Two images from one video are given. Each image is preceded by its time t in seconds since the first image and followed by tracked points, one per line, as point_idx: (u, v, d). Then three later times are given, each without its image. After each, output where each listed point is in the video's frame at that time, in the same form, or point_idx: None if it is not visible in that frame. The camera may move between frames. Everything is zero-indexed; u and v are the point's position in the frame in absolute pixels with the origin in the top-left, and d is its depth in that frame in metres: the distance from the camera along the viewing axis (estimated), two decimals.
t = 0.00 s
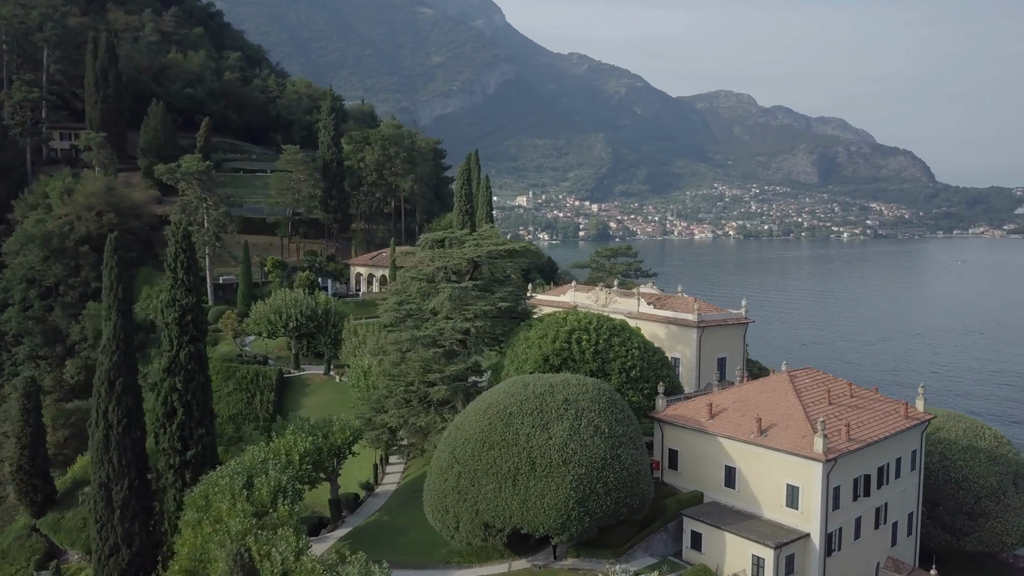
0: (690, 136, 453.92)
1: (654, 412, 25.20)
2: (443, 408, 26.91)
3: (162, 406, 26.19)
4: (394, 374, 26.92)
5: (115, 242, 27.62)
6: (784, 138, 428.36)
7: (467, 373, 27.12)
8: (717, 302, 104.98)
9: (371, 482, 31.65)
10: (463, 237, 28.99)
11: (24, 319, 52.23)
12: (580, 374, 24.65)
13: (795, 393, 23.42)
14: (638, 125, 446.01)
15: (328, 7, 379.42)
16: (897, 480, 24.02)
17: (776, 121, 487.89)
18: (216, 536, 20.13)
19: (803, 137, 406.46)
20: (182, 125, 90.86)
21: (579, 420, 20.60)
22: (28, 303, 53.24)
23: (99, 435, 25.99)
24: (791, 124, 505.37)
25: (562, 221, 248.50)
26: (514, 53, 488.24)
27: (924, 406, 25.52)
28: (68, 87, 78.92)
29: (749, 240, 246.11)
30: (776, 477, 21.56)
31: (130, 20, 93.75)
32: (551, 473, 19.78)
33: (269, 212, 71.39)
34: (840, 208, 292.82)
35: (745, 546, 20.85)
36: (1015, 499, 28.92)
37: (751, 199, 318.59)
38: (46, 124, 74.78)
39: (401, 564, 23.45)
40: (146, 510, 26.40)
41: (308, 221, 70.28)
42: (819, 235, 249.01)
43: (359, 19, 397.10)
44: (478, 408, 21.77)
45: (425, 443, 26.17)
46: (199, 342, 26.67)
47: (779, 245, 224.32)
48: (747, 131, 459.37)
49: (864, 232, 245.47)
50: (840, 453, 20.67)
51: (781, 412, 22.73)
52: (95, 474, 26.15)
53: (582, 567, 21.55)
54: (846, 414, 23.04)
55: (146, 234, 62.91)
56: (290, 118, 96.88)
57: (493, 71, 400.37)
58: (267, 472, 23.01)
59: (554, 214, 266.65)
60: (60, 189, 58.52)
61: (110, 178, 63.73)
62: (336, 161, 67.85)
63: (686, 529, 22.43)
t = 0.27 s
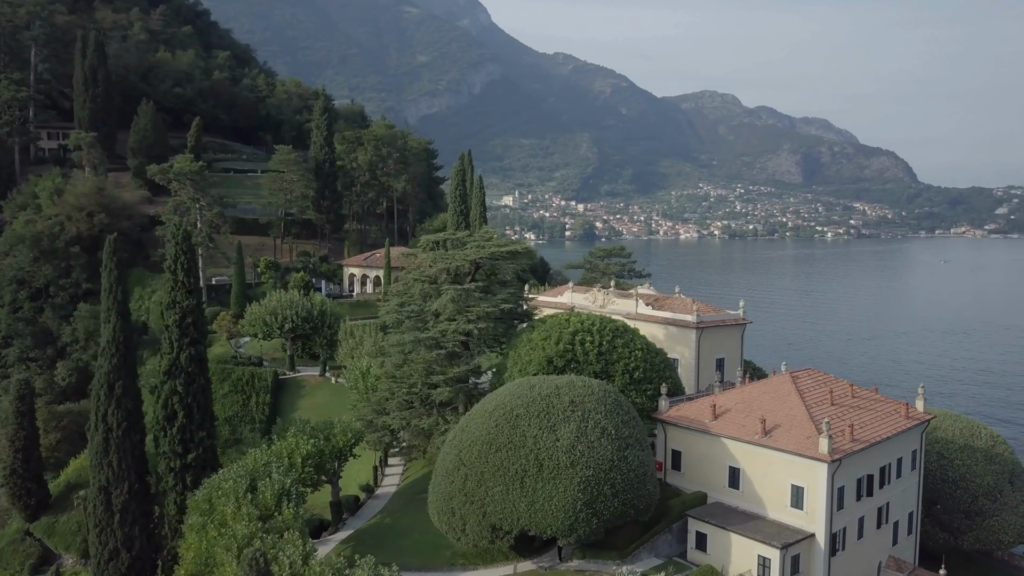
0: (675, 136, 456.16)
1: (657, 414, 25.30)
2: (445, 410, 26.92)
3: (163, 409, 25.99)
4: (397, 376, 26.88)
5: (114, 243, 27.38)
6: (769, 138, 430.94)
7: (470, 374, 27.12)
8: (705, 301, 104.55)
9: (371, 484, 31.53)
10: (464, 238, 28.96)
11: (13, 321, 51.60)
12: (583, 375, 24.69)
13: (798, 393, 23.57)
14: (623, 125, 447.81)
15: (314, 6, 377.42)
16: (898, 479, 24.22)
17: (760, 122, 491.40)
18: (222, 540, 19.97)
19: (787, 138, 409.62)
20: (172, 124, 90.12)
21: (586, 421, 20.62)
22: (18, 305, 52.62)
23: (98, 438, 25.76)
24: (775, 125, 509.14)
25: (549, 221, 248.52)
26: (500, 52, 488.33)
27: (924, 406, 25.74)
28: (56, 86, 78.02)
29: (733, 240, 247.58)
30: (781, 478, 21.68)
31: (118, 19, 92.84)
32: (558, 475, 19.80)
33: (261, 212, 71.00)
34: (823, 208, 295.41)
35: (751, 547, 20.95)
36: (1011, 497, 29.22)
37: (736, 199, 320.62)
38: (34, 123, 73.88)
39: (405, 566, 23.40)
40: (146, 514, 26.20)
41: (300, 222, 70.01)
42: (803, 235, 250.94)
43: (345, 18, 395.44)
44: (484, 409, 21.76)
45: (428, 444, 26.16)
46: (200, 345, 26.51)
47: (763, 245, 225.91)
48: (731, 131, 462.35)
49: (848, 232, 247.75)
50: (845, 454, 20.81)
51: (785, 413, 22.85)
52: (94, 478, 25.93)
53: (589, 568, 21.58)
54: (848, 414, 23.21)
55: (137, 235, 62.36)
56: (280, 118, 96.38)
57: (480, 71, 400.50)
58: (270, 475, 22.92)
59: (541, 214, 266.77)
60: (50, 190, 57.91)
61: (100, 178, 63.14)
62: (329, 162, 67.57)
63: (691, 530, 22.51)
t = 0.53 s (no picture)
0: (662, 136, 458.09)
1: (659, 414, 25.38)
2: (447, 411, 26.91)
3: (162, 412, 25.81)
4: (398, 378, 26.84)
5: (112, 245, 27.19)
6: (755, 138, 433.31)
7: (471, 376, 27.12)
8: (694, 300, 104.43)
9: (371, 486, 31.44)
10: (464, 240, 28.96)
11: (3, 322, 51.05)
12: (586, 377, 24.71)
13: (799, 394, 23.71)
14: (610, 125, 449.23)
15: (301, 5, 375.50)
16: (898, 479, 24.39)
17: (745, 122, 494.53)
18: (226, 544, 19.88)
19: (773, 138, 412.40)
20: (162, 124, 89.41)
21: (591, 423, 20.64)
22: (8, 306, 52.11)
23: (97, 441, 25.56)
24: (761, 125, 512.39)
25: (536, 221, 248.51)
26: (488, 52, 488.32)
27: (922, 406, 25.94)
28: (45, 85, 77.27)
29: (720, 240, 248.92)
30: (785, 478, 21.78)
31: (107, 17, 91.92)
32: (564, 477, 19.81)
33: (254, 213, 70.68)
34: (809, 208, 297.67)
35: (755, 547, 21.04)
36: (1007, 495, 29.51)
37: (722, 199, 322.39)
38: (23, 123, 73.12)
39: (408, 567, 23.36)
40: (144, 517, 26.03)
41: (294, 222, 69.75)
42: (789, 235, 252.61)
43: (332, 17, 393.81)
44: (489, 411, 21.76)
45: (430, 446, 26.15)
46: (199, 347, 26.36)
47: (749, 245, 227.24)
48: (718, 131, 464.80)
49: (833, 231, 249.73)
50: (848, 454, 20.95)
51: (787, 413, 22.97)
52: (92, 482, 25.71)
53: (593, 570, 21.60)
54: (850, 414, 23.38)
55: (129, 235, 61.91)
56: (270, 117, 95.88)
57: (468, 71, 400.07)
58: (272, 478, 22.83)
59: (528, 214, 266.87)
60: (41, 190, 57.40)
61: (91, 178, 62.57)
62: (322, 162, 67.34)
63: (694, 531, 22.59)
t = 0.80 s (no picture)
0: (647, 137, 460.21)
1: (660, 415, 25.46)
2: (449, 413, 26.87)
3: (162, 416, 25.57)
4: (399, 380, 26.80)
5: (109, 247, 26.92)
6: (738, 139, 435.95)
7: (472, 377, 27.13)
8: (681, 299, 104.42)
9: (370, 489, 31.30)
10: (465, 241, 28.93)
11: None
12: (589, 378, 24.75)
13: (801, 395, 23.88)
14: (595, 125, 450.94)
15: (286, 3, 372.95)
16: (897, 479, 24.62)
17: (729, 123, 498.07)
18: (231, 548, 19.84)
19: (756, 139, 415.61)
20: (149, 124, 88.54)
21: (597, 424, 20.70)
22: None
23: (95, 445, 25.31)
24: (744, 125, 516.14)
25: (522, 221, 248.27)
26: (473, 51, 487.66)
27: (921, 406, 26.16)
28: (31, 84, 76.32)
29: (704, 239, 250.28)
30: (787, 479, 21.91)
31: (93, 15, 90.82)
32: (570, 478, 19.85)
33: (244, 213, 70.19)
34: (792, 208, 300.16)
35: (759, 547, 21.16)
36: (1002, 494, 29.83)
37: (706, 199, 324.35)
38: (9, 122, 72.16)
39: (410, 570, 23.29)
40: (143, 521, 25.80)
41: (285, 223, 69.36)
42: (772, 234, 254.48)
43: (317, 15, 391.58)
44: (494, 413, 21.76)
45: (432, 448, 26.10)
46: (199, 349, 26.18)
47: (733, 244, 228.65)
48: (702, 132, 467.82)
49: (816, 231, 251.83)
50: (851, 454, 21.12)
51: (789, 414, 23.11)
52: (89, 486, 25.45)
53: (598, 571, 21.64)
54: (851, 415, 23.56)
55: (119, 236, 61.31)
56: (259, 117, 95.22)
57: (454, 70, 398.93)
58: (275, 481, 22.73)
59: (513, 214, 266.82)
60: (29, 190, 56.74)
61: (80, 179, 61.84)
62: (313, 163, 67.06)
63: (697, 531, 22.69)
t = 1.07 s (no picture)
0: (631, 137, 462.25)
1: (662, 416, 25.56)
2: (451, 415, 26.86)
3: (161, 419, 25.37)
4: (401, 382, 26.76)
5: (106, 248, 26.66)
6: (723, 139, 438.25)
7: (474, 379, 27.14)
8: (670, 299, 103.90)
9: (369, 490, 31.21)
10: (466, 242, 28.85)
11: None
12: (592, 380, 24.80)
13: (802, 395, 24.04)
14: (580, 125, 452.31)
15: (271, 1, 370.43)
16: (897, 479, 24.84)
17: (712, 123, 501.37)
18: (236, 552, 19.76)
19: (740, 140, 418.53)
20: (137, 124, 87.77)
21: (603, 427, 20.72)
22: None
23: (94, 449, 25.10)
24: (728, 126, 519.78)
25: (507, 220, 248.22)
26: (458, 51, 487.08)
27: (920, 406, 26.40)
28: (17, 83, 75.39)
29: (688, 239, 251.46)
30: (791, 479, 22.05)
31: (79, 13, 89.79)
32: (577, 480, 19.87)
33: (235, 214, 69.77)
34: (775, 208, 302.50)
35: (763, 547, 21.28)
36: (997, 493, 30.20)
37: (690, 199, 326.17)
38: None
39: (414, 571, 23.25)
40: (143, 525, 25.62)
41: (277, 224, 69.04)
42: (756, 234, 256.25)
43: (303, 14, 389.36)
44: (499, 415, 21.73)
45: (434, 450, 26.07)
46: (199, 352, 26.01)
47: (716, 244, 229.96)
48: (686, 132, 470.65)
49: (800, 231, 253.80)
50: (854, 455, 21.29)
51: (791, 415, 23.26)
52: (88, 491, 25.21)
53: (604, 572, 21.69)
54: (852, 415, 23.75)
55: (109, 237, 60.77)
56: (248, 117, 94.59)
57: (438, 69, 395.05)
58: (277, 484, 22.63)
59: (499, 214, 266.83)
60: (17, 190, 56.09)
61: (69, 179, 61.21)
62: (305, 163, 66.82)
63: (701, 532, 22.80)
